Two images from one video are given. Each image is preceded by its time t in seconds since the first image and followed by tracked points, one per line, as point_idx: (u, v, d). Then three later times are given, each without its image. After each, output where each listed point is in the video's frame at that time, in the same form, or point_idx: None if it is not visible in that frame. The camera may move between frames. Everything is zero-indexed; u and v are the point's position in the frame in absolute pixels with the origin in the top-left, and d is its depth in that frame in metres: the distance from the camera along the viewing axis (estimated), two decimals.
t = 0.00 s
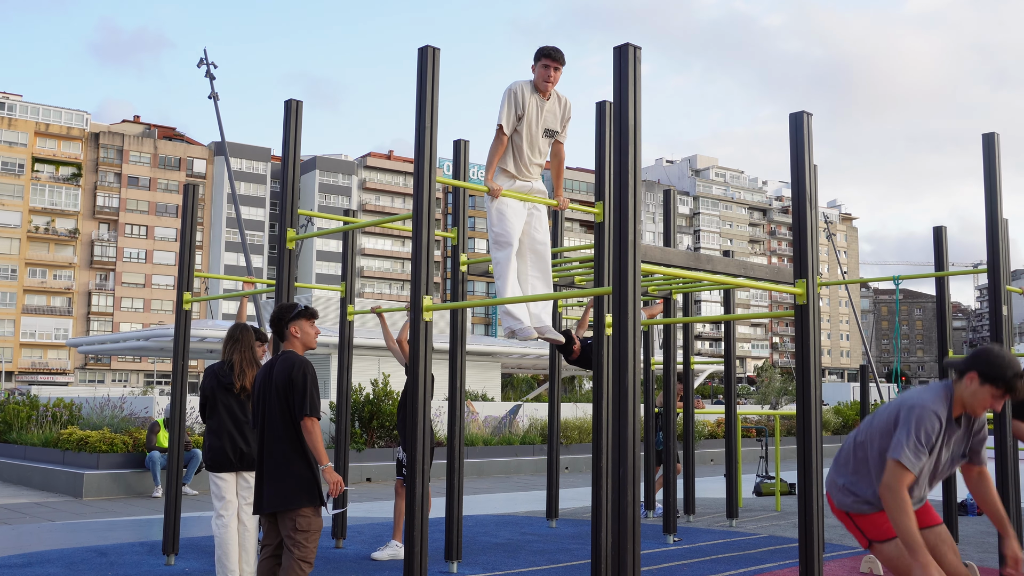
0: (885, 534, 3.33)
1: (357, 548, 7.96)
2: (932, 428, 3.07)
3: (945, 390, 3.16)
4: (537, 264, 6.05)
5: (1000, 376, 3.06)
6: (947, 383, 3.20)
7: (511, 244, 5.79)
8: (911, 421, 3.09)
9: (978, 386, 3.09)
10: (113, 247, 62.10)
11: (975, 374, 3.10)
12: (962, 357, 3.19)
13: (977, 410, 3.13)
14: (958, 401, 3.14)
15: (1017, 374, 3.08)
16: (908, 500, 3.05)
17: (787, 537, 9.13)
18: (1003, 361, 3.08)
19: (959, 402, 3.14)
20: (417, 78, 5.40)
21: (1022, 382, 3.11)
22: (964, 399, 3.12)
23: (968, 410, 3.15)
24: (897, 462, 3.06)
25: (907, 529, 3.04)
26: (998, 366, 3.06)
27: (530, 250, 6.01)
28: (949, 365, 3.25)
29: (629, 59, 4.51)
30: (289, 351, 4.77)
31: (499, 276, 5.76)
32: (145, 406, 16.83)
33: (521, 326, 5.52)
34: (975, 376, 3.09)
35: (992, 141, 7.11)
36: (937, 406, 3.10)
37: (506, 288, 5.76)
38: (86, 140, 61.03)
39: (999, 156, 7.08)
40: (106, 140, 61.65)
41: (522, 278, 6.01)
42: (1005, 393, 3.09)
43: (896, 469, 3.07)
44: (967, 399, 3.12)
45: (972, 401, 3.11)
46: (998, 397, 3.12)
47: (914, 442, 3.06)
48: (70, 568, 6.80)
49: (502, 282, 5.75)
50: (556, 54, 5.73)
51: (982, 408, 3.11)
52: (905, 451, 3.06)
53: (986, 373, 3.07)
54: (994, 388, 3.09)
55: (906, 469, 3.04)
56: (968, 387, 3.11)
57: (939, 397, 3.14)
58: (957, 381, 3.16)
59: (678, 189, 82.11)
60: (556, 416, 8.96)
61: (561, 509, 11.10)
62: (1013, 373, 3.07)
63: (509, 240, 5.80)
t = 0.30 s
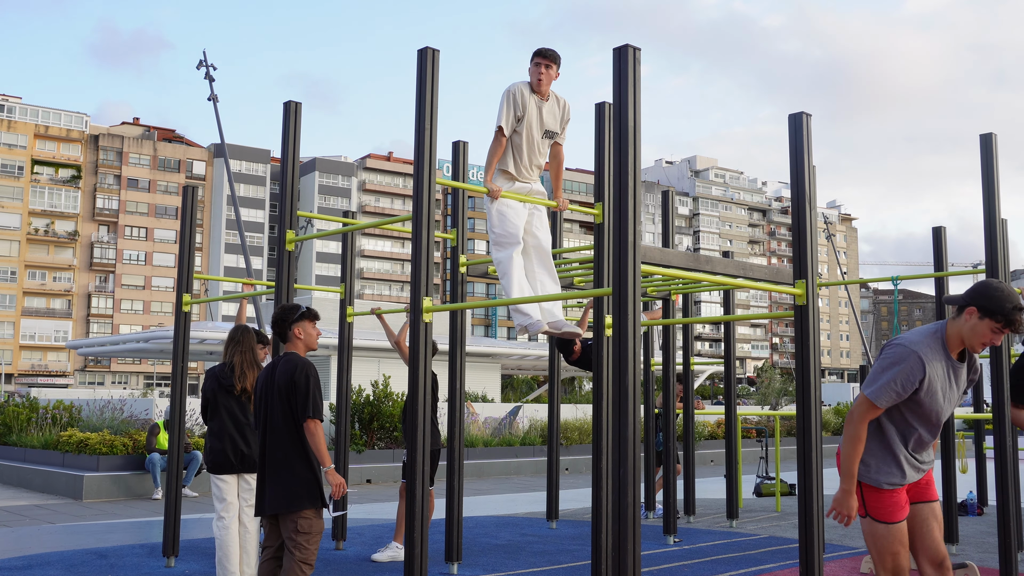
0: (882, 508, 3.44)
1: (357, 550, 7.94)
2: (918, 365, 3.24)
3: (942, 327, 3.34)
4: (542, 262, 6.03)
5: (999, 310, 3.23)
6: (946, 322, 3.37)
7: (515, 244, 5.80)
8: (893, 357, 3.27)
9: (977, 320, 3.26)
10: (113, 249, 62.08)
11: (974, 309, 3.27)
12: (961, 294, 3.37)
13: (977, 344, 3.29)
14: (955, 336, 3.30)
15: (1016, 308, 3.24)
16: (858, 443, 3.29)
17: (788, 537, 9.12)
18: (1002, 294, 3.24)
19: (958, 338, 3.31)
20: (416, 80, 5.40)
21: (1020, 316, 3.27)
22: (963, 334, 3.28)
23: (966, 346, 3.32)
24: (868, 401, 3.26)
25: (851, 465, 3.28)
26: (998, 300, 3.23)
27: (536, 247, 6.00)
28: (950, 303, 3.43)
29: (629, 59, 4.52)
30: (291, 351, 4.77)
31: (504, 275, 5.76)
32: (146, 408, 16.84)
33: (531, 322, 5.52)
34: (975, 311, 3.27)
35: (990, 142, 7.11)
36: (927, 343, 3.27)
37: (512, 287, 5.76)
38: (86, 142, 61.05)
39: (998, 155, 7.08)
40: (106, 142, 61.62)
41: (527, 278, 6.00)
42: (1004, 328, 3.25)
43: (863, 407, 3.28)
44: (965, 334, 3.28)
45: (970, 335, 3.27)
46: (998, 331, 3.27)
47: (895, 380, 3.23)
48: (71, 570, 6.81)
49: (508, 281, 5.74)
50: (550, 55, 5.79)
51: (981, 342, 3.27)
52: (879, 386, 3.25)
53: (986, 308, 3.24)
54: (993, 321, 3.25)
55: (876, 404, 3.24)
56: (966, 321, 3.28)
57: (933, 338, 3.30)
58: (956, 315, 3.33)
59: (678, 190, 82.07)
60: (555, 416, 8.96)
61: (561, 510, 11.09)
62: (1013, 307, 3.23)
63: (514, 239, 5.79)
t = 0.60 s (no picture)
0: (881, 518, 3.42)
1: (357, 550, 7.95)
2: (920, 366, 3.21)
3: (938, 327, 3.33)
4: (544, 259, 6.02)
5: (994, 308, 3.24)
6: (940, 322, 3.37)
7: (515, 243, 5.80)
8: (895, 359, 3.23)
9: (973, 318, 3.27)
10: (112, 250, 62.05)
11: (970, 307, 3.28)
12: (955, 293, 3.37)
13: (973, 342, 3.29)
14: (952, 335, 3.29)
15: (1012, 304, 3.24)
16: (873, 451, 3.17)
17: (788, 537, 9.13)
18: (997, 292, 3.24)
19: (955, 336, 3.30)
20: (416, 79, 5.40)
21: (1015, 313, 3.26)
22: (959, 332, 3.28)
23: (964, 343, 3.31)
24: (876, 405, 3.19)
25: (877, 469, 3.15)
26: (993, 298, 3.24)
27: (537, 245, 5.99)
28: (944, 303, 3.43)
29: (628, 58, 4.52)
30: (294, 352, 4.76)
31: (505, 274, 5.76)
32: (146, 408, 16.83)
33: (532, 320, 5.52)
34: (971, 309, 3.27)
35: (990, 141, 7.11)
36: (927, 343, 3.25)
37: (514, 285, 5.75)
38: (86, 143, 61.06)
39: (998, 154, 7.08)
40: (105, 142, 61.53)
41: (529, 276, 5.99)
42: (1000, 325, 3.26)
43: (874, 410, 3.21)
44: (961, 332, 3.28)
45: (967, 334, 3.27)
46: (994, 328, 3.29)
47: (900, 381, 3.19)
48: (71, 570, 6.81)
49: (510, 279, 5.74)
50: (546, 55, 5.80)
51: (977, 339, 3.28)
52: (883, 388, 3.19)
53: (981, 305, 3.25)
54: (990, 319, 3.26)
55: (886, 408, 3.18)
56: (963, 318, 3.29)
57: (931, 337, 3.28)
58: (952, 313, 3.34)
59: (677, 190, 82.08)
60: (555, 416, 8.96)
61: (561, 510, 11.09)
62: (1008, 304, 3.23)
63: (514, 239, 5.80)
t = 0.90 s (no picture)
0: (883, 533, 3.28)
1: (356, 549, 7.95)
2: (927, 411, 3.09)
3: (933, 379, 3.19)
4: (539, 263, 6.01)
5: (988, 362, 3.09)
6: (935, 372, 3.23)
7: (512, 243, 5.79)
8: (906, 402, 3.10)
9: (967, 371, 3.10)
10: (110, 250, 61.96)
11: (963, 360, 3.12)
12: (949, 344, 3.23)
13: (967, 396, 3.14)
14: (947, 388, 3.16)
15: (1007, 358, 3.11)
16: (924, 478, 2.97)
17: (787, 534, 9.15)
18: (990, 346, 3.11)
19: (950, 388, 3.16)
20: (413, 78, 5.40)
21: (1010, 368, 3.11)
22: (954, 386, 3.13)
23: (958, 397, 3.17)
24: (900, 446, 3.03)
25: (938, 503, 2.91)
26: (987, 352, 3.09)
27: (534, 246, 5.98)
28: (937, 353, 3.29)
29: (625, 58, 4.52)
30: (294, 352, 4.76)
31: (501, 275, 5.75)
32: (144, 409, 16.81)
33: (529, 322, 5.52)
34: (964, 362, 3.11)
35: (988, 139, 7.11)
36: (926, 389, 3.14)
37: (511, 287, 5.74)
38: (83, 143, 61.01)
39: (995, 152, 7.08)
40: (102, 143, 61.34)
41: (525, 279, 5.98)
42: (995, 379, 3.10)
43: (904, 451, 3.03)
44: (956, 385, 3.14)
45: (962, 387, 3.12)
46: (987, 381, 3.13)
47: (914, 423, 3.05)
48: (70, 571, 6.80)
49: (506, 281, 5.73)
50: (545, 56, 5.78)
51: (972, 394, 3.12)
52: (899, 432, 3.05)
53: (974, 359, 3.09)
54: (983, 373, 3.10)
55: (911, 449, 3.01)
56: (957, 372, 3.13)
57: (927, 386, 3.16)
58: (946, 366, 3.18)
59: (675, 188, 82.19)
60: (554, 416, 8.95)
61: (560, 509, 11.11)
62: (1002, 358, 3.09)
63: (511, 239, 5.79)
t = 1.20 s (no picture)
0: None
1: (354, 548, 7.96)
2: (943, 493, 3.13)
3: (937, 463, 3.22)
4: (533, 267, 6.01)
5: (991, 452, 3.11)
6: (937, 454, 3.26)
7: (509, 245, 5.78)
8: (925, 486, 3.13)
9: (969, 460, 3.15)
10: (108, 249, 61.85)
11: (965, 448, 3.15)
12: (948, 428, 3.25)
13: (968, 483, 3.19)
14: (949, 474, 3.21)
15: (1009, 448, 3.12)
16: (971, 550, 3.00)
17: (784, 532, 9.16)
18: (992, 435, 3.12)
19: (952, 472, 3.21)
20: (410, 76, 5.42)
21: (1012, 456, 3.13)
22: (957, 473, 3.19)
23: (960, 482, 3.22)
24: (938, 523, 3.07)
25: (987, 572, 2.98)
26: (988, 441, 3.11)
27: (528, 250, 5.99)
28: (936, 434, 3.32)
29: (623, 55, 4.51)
30: (292, 350, 4.76)
31: (499, 278, 5.75)
32: (141, 408, 16.78)
33: (525, 327, 5.53)
34: (966, 450, 3.15)
35: (985, 137, 7.12)
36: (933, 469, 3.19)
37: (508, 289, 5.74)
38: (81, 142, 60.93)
39: (992, 149, 7.08)
40: (100, 141, 61.28)
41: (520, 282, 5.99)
42: (996, 469, 3.14)
43: (942, 528, 3.06)
44: (957, 472, 3.19)
45: (963, 475, 3.17)
46: (988, 471, 3.16)
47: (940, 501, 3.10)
48: (68, 569, 6.80)
49: (503, 283, 5.74)
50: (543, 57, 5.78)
51: (973, 481, 3.17)
52: (930, 517, 3.08)
53: (976, 449, 3.12)
54: (985, 462, 3.13)
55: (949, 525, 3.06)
56: (959, 460, 3.17)
57: (932, 467, 3.20)
58: (948, 452, 3.22)
59: (673, 187, 82.20)
60: (552, 414, 8.93)
61: (558, 507, 11.11)
62: (1005, 449, 3.10)
63: (509, 238, 5.78)
